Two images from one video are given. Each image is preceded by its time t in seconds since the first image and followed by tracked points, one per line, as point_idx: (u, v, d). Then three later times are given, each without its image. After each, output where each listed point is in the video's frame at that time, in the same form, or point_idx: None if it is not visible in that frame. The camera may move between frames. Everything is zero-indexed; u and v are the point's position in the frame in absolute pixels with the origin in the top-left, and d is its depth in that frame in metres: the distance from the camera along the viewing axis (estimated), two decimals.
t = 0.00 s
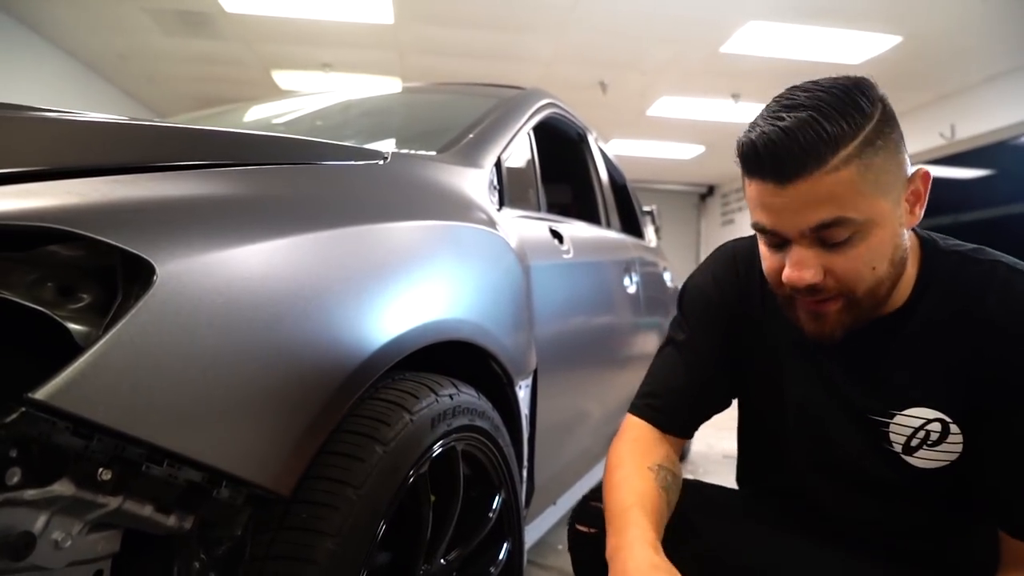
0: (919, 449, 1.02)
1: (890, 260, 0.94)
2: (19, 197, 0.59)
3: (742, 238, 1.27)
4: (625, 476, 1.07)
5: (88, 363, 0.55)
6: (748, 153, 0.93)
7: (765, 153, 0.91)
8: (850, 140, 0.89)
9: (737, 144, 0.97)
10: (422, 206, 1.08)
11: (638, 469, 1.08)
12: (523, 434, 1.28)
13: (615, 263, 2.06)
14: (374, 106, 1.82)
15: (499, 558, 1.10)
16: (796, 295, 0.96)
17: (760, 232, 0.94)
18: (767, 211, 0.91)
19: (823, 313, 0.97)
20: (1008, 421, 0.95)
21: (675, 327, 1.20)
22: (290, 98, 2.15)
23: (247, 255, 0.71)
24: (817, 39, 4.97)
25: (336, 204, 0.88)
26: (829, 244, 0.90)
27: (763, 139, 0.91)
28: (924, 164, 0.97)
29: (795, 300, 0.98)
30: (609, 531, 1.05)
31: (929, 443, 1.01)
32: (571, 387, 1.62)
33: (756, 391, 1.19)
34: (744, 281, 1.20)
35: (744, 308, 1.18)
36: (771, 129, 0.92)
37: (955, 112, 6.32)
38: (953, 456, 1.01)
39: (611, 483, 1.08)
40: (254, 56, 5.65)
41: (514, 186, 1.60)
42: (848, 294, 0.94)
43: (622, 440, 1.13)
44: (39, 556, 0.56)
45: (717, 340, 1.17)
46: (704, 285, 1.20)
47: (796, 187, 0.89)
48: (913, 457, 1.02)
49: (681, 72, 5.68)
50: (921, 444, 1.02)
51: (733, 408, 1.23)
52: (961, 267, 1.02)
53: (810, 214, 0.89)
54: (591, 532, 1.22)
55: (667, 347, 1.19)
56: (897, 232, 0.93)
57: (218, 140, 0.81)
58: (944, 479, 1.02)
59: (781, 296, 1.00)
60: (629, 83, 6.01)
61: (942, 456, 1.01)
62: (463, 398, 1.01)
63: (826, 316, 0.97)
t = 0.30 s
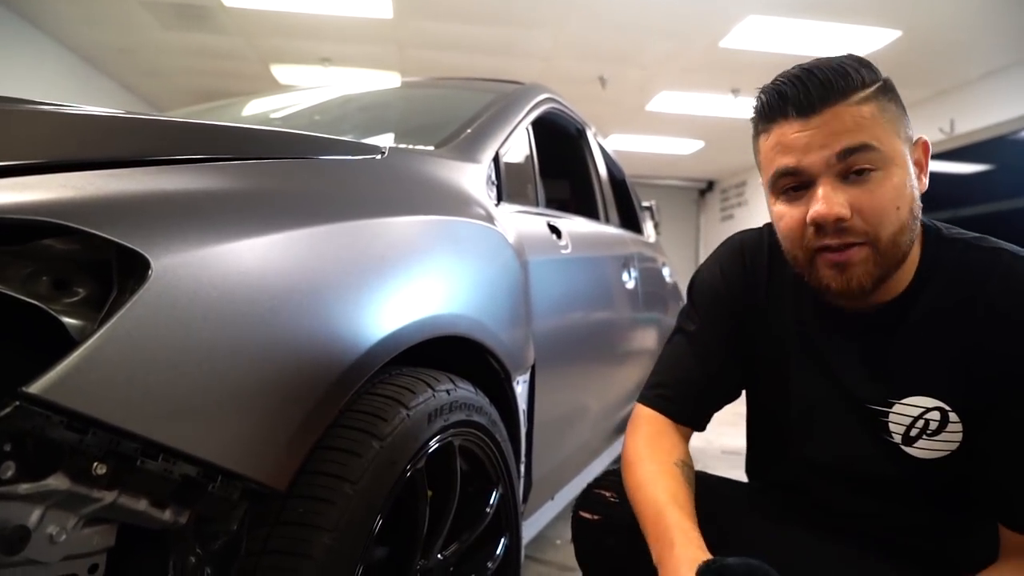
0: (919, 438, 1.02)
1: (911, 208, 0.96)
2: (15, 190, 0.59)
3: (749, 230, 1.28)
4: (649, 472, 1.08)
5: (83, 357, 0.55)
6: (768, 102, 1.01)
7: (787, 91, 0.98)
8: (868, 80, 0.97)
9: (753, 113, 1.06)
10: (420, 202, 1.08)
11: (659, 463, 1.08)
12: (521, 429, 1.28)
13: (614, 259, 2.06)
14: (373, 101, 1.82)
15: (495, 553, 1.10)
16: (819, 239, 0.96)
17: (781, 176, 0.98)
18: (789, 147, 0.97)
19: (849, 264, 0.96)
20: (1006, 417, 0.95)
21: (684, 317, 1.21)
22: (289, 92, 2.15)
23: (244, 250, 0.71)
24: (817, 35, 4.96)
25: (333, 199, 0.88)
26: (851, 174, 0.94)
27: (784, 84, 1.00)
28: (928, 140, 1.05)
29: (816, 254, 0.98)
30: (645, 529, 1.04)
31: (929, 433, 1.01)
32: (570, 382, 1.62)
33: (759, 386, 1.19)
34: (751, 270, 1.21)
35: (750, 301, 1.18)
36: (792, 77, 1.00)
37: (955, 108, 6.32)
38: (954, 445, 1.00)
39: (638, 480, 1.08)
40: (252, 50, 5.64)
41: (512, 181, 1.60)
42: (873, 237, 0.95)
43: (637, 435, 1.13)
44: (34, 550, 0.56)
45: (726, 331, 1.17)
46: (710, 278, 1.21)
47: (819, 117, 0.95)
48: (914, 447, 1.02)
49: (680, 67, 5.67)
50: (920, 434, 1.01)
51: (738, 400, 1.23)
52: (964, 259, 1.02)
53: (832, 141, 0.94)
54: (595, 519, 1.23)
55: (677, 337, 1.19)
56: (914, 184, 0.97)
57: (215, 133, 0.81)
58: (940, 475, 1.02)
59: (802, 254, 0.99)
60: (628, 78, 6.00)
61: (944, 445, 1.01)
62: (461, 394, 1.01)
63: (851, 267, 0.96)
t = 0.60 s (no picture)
0: (906, 440, 1.02)
1: (901, 202, 0.97)
2: (14, 190, 0.59)
3: (736, 234, 1.28)
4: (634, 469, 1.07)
5: (80, 356, 0.55)
6: (764, 93, 1.01)
7: (785, 82, 0.99)
8: (862, 74, 0.98)
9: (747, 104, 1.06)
10: (419, 202, 1.08)
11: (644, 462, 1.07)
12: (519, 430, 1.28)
13: (614, 260, 2.06)
14: (374, 101, 1.82)
15: (494, 553, 1.10)
16: (811, 230, 0.96)
17: (775, 167, 0.98)
18: (785, 138, 0.97)
19: (839, 255, 0.96)
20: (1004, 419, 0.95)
21: (673, 322, 1.21)
22: (290, 92, 2.15)
23: (242, 249, 0.71)
24: (818, 36, 4.96)
25: (332, 199, 0.88)
26: (845, 167, 0.95)
27: (780, 75, 1.00)
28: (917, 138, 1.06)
29: (807, 245, 0.98)
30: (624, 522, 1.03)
31: (916, 436, 1.02)
32: (569, 383, 1.62)
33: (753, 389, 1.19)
34: (738, 273, 1.21)
35: (739, 304, 1.19)
36: (787, 69, 1.01)
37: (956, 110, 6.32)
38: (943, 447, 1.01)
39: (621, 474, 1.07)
40: (254, 50, 5.64)
41: (513, 182, 1.60)
42: (864, 229, 0.95)
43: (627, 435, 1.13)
44: (31, 549, 0.56)
45: (716, 333, 1.17)
46: (698, 281, 1.22)
47: (814, 107, 0.96)
48: (902, 449, 1.03)
49: (681, 68, 5.67)
50: (907, 436, 1.02)
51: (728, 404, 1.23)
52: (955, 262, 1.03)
53: (828, 133, 0.95)
54: (590, 528, 1.23)
55: (667, 342, 1.19)
56: (904, 179, 0.98)
57: (214, 133, 0.81)
58: (939, 478, 1.02)
59: (792, 245, 0.99)
60: (629, 79, 6.00)
61: (932, 448, 1.01)
62: (459, 394, 1.01)
63: (841, 258, 0.96)
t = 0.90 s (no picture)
0: (896, 445, 1.02)
1: (898, 213, 0.98)
2: (14, 190, 0.59)
3: (727, 238, 1.29)
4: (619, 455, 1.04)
5: (79, 357, 0.55)
6: (765, 101, 1.00)
7: (787, 92, 0.98)
8: (863, 83, 0.97)
9: (745, 110, 1.05)
10: (419, 203, 1.08)
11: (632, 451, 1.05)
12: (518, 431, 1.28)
13: (614, 261, 2.06)
14: (374, 101, 1.82)
15: (493, 554, 1.10)
16: (810, 243, 0.97)
17: (775, 178, 0.98)
18: (786, 149, 0.96)
19: (837, 267, 0.97)
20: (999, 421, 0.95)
21: (665, 325, 1.21)
22: (292, 93, 2.15)
23: (243, 250, 0.71)
24: (818, 38, 4.96)
25: (333, 200, 0.89)
26: (846, 180, 0.95)
27: (781, 83, 0.99)
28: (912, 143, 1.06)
29: (806, 257, 0.98)
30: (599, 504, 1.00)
31: (906, 441, 1.02)
32: (568, 384, 1.62)
33: (748, 391, 1.19)
34: (728, 277, 1.21)
35: (730, 307, 1.19)
36: (787, 78, 1.00)
37: (956, 111, 6.31)
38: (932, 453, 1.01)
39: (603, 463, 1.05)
40: (255, 51, 5.65)
41: (512, 183, 1.61)
42: (863, 243, 0.96)
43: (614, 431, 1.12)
44: (31, 549, 0.56)
45: (707, 336, 1.17)
46: (687, 284, 1.22)
47: (816, 119, 0.95)
48: (892, 454, 1.03)
49: (681, 70, 5.68)
50: (897, 441, 1.02)
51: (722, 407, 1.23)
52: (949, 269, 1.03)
53: (829, 147, 0.94)
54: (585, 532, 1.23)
55: (657, 346, 1.19)
56: (900, 188, 0.98)
57: (213, 134, 0.81)
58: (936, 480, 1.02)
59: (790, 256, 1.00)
60: (629, 81, 6.01)
61: (921, 454, 1.01)
62: (458, 394, 1.01)
63: (839, 271, 0.97)
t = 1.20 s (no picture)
0: (885, 444, 1.02)
1: (882, 215, 0.97)
2: (14, 188, 0.59)
3: (724, 238, 1.30)
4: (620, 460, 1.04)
5: (78, 356, 0.55)
6: (749, 103, 1.00)
7: (769, 94, 0.98)
8: (847, 87, 0.97)
9: (734, 110, 1.05)
10: (420, 203, 1.08)
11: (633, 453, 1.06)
12: (518, 431, 1.28)
13: (614, 261, 2.06)
14: (375, 101, 1.82)
15: (492, 554, 1.10)
16: (789, 245, 0.97)
17: (756, 180, 0.98)
18: (766, 151, 0.97)
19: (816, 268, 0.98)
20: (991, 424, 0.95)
21: (663, 325, 1.24)
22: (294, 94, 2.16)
23: (242, 249, 0.71)
24: (820, 39, 4.96)
25: (333, 200, 0.89)
26: (825, 183, 0.94)
27: (766, 85, 0.99)
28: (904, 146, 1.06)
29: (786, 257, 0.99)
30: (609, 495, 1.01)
31: (894, 440, 1.02)
32: (568, 384, 1.62)
33: (746, 391, 1.19)
34: (724, 279, 1.23)
35: (725, 308, 1.20)
36: (772, 79, 1.00)
37: (958, 113, 6.32)
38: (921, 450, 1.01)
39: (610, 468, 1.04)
40: (257, 51, 5.66)
41: (512, 183, 1.61)
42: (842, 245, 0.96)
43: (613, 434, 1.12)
44: (29, 546, 0.56)
45: (702, 336, 1.19)
46: (686, 285, 1.24)
47: (796, 122, 0.95)
48: (880, 452, 1.03)
49: (683, 71, 5.68)
50: (886, 440, 1.02)
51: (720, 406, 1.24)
52: (938, 271, 1.03)
53: (809, 150, 0.94)
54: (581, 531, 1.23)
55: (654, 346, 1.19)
56: (886, 192, 0.98)
57: (213, 133, 0.81)
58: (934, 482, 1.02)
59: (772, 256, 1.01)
60: (631, 82, 6.01)
61: (909, 452, 1.01)
62: (457, 394, 1.01)
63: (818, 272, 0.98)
